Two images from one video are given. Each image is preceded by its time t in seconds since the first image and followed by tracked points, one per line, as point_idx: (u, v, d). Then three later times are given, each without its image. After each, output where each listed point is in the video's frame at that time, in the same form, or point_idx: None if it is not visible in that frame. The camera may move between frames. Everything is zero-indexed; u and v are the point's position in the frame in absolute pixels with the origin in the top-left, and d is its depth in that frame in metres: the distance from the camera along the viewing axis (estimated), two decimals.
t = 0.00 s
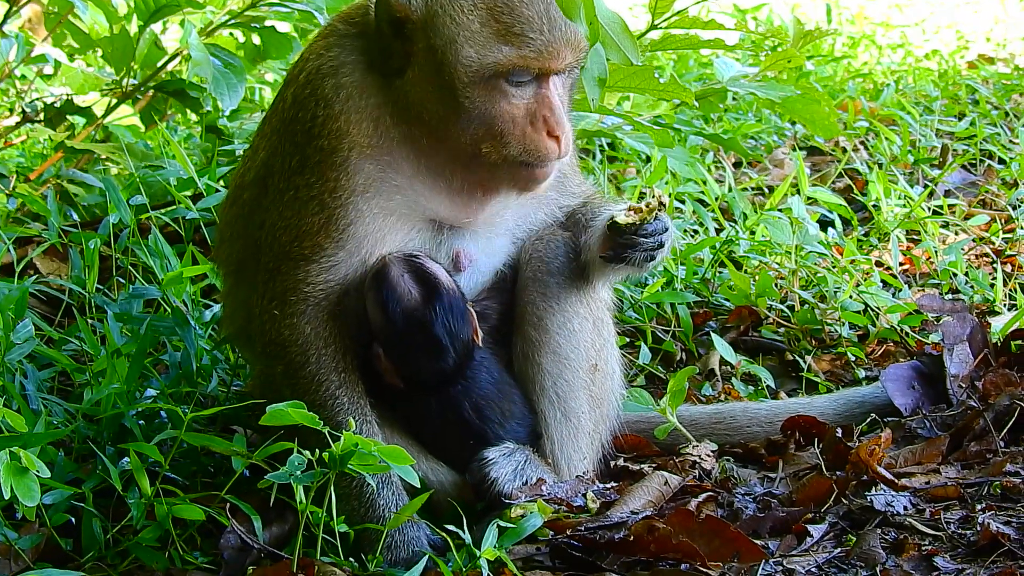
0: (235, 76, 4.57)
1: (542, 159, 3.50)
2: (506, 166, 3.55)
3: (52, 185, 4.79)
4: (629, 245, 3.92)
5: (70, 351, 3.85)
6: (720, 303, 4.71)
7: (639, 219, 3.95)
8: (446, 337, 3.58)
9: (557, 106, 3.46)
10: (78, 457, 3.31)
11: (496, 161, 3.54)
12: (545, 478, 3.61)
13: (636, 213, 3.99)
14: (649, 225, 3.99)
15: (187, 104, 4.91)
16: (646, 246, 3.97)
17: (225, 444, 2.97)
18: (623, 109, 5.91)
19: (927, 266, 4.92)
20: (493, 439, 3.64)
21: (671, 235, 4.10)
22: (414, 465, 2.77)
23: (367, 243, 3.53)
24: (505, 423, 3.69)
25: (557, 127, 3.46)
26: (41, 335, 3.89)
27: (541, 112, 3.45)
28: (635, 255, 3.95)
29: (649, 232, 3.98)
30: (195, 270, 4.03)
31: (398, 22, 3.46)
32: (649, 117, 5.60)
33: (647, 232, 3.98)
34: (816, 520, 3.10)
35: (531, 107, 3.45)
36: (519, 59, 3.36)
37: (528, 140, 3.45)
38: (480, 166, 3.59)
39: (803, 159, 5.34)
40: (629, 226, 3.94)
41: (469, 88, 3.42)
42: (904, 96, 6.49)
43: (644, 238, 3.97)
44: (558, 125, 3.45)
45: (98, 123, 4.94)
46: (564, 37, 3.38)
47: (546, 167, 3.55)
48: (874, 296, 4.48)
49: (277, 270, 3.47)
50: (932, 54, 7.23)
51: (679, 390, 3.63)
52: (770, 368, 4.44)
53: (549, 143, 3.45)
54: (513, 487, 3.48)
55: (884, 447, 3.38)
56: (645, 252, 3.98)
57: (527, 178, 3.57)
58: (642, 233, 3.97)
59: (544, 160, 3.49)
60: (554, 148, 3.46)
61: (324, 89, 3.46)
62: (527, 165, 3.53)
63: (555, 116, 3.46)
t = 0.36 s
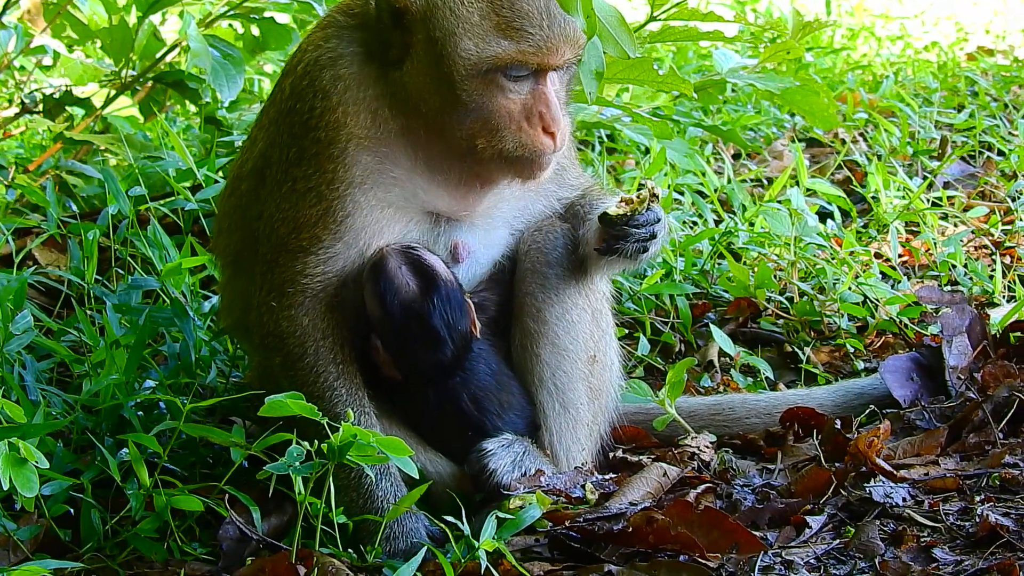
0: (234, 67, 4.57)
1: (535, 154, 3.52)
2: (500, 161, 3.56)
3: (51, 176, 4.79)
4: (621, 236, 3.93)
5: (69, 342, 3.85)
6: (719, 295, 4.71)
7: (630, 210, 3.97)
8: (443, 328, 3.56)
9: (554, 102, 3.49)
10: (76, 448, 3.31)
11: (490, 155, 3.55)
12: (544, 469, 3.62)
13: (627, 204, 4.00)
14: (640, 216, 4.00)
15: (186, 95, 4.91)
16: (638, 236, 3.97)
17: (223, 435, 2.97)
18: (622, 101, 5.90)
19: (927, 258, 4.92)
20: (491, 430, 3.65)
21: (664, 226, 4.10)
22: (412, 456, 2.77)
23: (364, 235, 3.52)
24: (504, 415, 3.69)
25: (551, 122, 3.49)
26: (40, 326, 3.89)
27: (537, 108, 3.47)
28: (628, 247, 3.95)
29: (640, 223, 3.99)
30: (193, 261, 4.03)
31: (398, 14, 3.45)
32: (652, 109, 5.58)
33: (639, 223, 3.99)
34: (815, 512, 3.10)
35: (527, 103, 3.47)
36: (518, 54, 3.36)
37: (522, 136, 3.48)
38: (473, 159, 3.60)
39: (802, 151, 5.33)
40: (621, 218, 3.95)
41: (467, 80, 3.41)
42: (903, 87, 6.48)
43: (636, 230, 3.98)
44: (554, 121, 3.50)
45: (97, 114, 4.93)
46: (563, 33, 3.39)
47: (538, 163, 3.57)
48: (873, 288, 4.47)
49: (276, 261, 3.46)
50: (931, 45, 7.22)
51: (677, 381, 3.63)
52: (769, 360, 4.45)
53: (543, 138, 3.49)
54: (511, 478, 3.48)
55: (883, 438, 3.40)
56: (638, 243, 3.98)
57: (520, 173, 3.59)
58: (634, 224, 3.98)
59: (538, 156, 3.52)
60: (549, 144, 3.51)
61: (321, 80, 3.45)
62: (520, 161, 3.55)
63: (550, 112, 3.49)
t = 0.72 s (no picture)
0: (233, 58, 4.56)
1: (537, 143, 3.53)
2: (501, 150, 3.57)
3: (50, 166, 4.79)
4: (615, 223, 3.92)
5: (69, 332, 3.85)
6: (718, 285, 4.72)
7: (622, 197, 3.96)
8: (442, 319, 3.56)
9: (554, 91, 3.50)
10: (76, 438, 3.32)
11: (491, 145, 3.55)
12: (542, 458, 3.62)
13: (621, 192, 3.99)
14: (633, 202, 3.99)
15: (185, 85, 4.90)
16: (633, 224, 3.96)
17: (222, 424, 2.97)
18: (621, 90, 5.89)
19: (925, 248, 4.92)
20: (490, 420, 3.65)
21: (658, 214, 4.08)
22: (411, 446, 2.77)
23: (363, 226, 3.52)
24: (503, 405, 3.70)
25: (553, 111, 3.51)
26: (39, 316, 3.89)
27: (538, 97, 3.49)
28: (623, 234, 3.93)
29: (633, 210, 3.98)
30: (192, 251, 4.03)
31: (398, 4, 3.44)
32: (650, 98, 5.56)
33: (633, 210, 3.98)
34: (813, 501, 3.11)
35: (528, 91, 3.48)
36: (518, 42, 3.36)
37: (524, 125, 3.49)
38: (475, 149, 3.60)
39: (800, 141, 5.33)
40: (613, 205, 3.94)
41: (467, 69, 3.41)
42: (902, 77, 6.47)
43: (631, 218, 3.96)
44: (555, 110, 3.51)
45: (96, 104, 4.93)
46: (562, 20, 3.40)
47: (540, 152, 3.58)
48: (872, 277, 4.48)
49: (275, 252, 3.46)
50: (931, 35, 7.20)
51: (676, 371, 3.63)
52: (768, 349, 4.45)
53: (545, 127, 3.51)
54: (510, 468, 3.49)
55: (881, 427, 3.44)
56: (632, 231, 3.96)
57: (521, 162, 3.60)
58: (627, 210, 3.96)
59: (540, 144, 3.54)
60: (551, 132, 3.52)
61: (320, 70, 3.44)
62: (522, 150, 3.56)
63: (551, 100, 3.51)
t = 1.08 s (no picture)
0: (231, 50, 4.56)
1: (540, 133, 3.50)
2: (504, 140, 3.55)
3: (49, 159, 4.79)
4: (600, 199, 3.93)
5: (68, 324, 3.85)
6: (717, 277, 4.72)
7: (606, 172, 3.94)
8: (440, 312, 3.55)
9: (555, 78, 3.47)
10: (76, 430, 3.32)
11: (494, 135, 3.54)
12: (541, 450, 3.63)
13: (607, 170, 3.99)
14: (620, 179, 3.95)
15: (183, 77, 4.94)
16: (620, 199, 3.93)
17: (221, 416, 2.97)
18: (619, 82, 5.89)
19: (924, 240, 4.92)
20: (488, 413, 3.66)
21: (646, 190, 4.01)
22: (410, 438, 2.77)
23: (363, 218, 3.52)
24: (502, 397, 3.70)
25: (556, 99, 3.48)
26: (38, 309, 3.90)
27: (539, 86, 3.46)
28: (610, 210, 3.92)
29: (620, 185, 3.95)
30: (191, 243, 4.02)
31: None
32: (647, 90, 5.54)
33: (620, 186, 3.95)
34: (812, 493, 3.11)
35: (529, 80, 3.46)
36: (517, 32, 3.35)
37: (526, 114, 3.47)
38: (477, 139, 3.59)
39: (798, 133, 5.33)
40: (598, 182, 3.95)
41: (467, 60, 3.40)
42: (900, 69, 6.47)
43: (617, 193, 3.94)
44: (557, 98, 3.48)
45: (95, 96, 4.93)
46: (560, 8, 3.39)
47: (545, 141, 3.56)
48: (871, 269, 4.47)
49: (273, 244, 3.47)
50: (929, 27, 7.20)
51: (675, 363, 3.63)
52: (766, 341, 4.45)
53: (548, 116, 3.48)
54: (509, 460, 3.50)
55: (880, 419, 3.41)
56: (619, 207, 3.93)
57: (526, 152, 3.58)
58: (613, 186, 3.95)
59: (543, 133, 3.51)
60: (554, 121, 3.49)
61: (320, 63, 3.44)
62: (526, 140, 3.54)
63: (553, 89, 3.47)
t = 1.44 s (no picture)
0: (231, 42, 4.55)
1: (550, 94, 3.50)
2: (513, 113, 3.56)
3: (49, 150, 4.78)
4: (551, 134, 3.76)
5: (67, 316, 3.86)
6: (716, 270, 4.72)
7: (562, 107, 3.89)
8: (438, 306, 3.50)
9: (557, 39, 3.44)
10: (75, 422, 3.33)
11: (502, 108, 3.54)
12: (540, 443, 3.64)
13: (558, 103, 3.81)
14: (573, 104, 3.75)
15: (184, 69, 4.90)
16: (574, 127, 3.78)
17: (220, 408, 2.97)
18: (619, 75, 5.89)
19: (924, 233, 4.93)
20: (487, 406, 3.66)
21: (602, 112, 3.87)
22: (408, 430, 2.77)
23: (364, 211, 3.52)
24: (501, 390, 3.70)
25: (560, 59, 3.45)
26: (38, 300, 3.90)
27: (543, 50, 3.43)
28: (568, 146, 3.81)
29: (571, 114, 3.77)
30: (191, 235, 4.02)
31: None
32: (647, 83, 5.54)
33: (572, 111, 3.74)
34: (811, 486, 3.12)
35: (531, 46, 3.44)
36: None
37: (533, 78, 3.46)
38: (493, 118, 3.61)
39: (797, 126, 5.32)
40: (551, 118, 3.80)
41: (463, 36, 3.42)
42: (900, 62, 6.46)
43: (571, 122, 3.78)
44: (561, 57, 3.45)
45: (94, 88, 4.92)
46: None
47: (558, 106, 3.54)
48: (870, 262, 4.47)
49: (272, 237, 3.47)
50: (929, 21, 7.19)
51: (674, 355, 3.63)
52: (765, 334, 4.46)
53: (555, 76, 3.46)
54: (508, 452, 3.51)
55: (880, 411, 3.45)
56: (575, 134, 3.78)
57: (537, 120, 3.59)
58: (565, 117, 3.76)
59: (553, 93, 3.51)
60: (562, 80, 3.48)
61: (322, 56, 3.45)
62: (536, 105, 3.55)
63: (557, 51, 3.45)
